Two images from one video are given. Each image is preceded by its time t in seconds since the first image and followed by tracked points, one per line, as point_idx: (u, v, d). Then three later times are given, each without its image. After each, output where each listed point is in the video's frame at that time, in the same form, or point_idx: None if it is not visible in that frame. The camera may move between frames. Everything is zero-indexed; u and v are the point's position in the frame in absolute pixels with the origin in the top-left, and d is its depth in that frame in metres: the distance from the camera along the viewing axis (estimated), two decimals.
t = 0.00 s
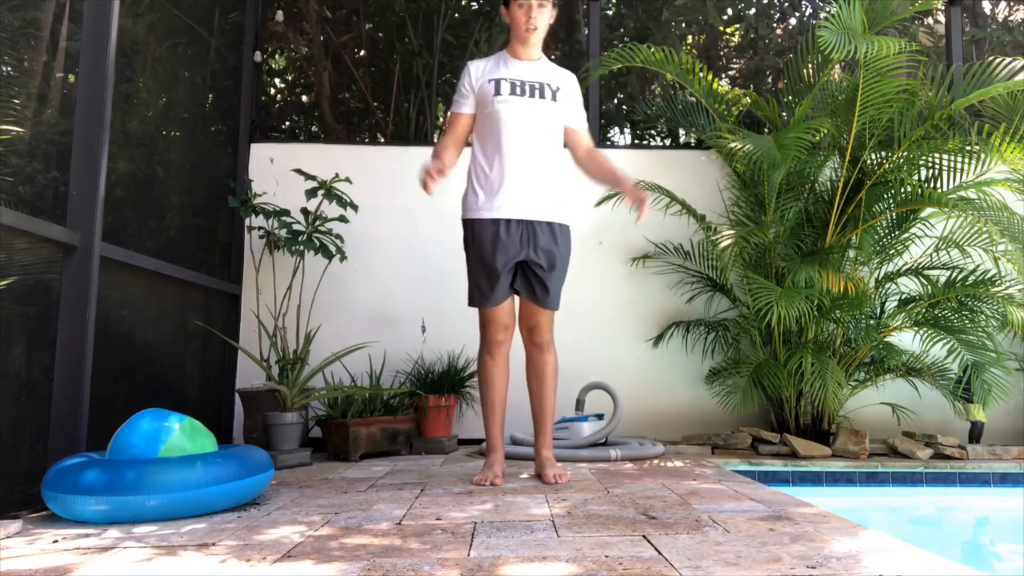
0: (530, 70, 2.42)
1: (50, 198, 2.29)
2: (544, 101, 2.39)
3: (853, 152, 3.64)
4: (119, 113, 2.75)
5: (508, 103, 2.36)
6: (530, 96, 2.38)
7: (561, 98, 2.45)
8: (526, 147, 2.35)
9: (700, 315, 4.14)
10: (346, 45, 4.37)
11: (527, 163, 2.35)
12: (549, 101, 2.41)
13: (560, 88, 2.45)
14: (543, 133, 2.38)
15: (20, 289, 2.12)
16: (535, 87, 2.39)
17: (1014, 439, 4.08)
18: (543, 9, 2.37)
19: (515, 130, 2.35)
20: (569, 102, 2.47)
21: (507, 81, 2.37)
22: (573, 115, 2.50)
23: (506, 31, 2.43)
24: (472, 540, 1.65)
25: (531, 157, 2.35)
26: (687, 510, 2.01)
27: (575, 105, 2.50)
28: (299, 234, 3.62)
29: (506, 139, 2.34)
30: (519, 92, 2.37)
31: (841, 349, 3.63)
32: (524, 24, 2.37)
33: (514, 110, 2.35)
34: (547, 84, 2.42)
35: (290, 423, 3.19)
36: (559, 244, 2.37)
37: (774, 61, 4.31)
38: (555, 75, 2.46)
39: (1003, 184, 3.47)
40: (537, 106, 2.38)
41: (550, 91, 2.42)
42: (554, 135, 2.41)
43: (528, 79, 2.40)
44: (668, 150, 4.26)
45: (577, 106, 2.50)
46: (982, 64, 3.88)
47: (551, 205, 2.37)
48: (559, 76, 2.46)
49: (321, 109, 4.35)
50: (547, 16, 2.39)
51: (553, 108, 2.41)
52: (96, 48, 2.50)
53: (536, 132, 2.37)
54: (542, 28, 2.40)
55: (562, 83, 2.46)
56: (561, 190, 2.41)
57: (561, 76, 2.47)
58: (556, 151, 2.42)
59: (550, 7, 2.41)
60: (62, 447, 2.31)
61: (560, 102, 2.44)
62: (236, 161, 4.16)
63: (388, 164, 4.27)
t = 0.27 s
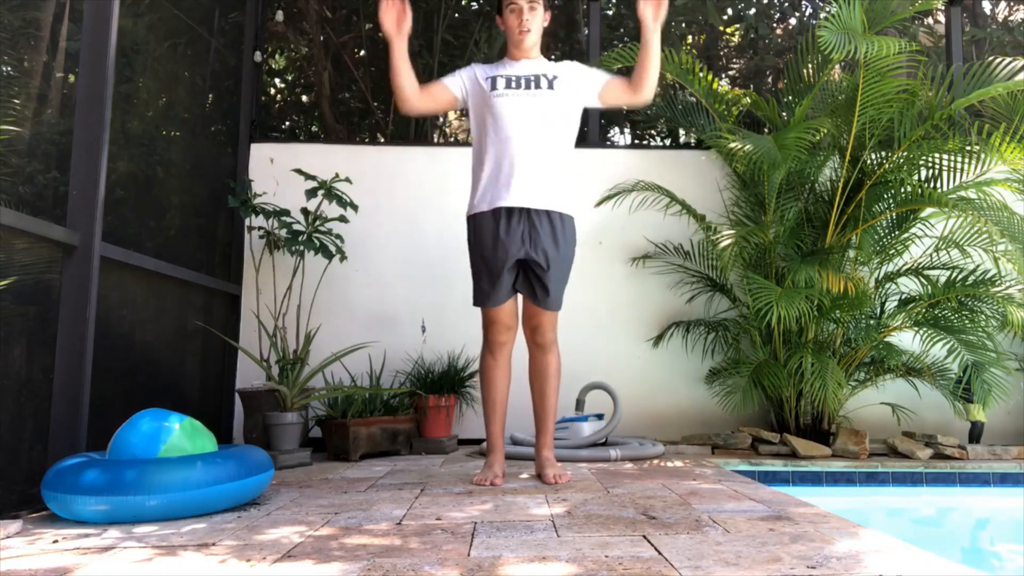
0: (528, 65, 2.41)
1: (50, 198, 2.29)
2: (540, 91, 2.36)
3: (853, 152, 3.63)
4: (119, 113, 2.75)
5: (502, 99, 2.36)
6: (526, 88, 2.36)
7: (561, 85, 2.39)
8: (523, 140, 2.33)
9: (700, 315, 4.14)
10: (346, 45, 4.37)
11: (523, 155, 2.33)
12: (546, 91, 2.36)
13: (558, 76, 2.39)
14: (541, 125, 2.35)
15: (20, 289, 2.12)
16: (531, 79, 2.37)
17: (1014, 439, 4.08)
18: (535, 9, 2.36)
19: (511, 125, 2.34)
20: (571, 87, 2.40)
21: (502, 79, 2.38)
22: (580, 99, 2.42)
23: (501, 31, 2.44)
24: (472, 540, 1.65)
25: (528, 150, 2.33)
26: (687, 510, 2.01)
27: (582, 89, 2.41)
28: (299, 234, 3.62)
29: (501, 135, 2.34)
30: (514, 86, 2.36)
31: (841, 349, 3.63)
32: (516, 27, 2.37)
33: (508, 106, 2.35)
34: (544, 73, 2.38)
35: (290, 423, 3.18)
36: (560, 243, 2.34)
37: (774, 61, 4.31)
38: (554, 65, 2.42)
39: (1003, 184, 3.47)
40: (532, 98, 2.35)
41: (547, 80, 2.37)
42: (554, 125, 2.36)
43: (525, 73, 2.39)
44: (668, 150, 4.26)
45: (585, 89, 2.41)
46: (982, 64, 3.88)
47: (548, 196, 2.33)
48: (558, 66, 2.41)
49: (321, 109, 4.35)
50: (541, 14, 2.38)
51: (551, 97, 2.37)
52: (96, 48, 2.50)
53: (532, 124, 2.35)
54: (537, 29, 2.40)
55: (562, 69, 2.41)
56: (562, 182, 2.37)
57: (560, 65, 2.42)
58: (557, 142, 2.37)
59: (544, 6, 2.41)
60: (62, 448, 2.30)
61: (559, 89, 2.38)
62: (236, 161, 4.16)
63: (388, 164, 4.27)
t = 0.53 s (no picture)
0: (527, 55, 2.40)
1: (50, 198, 2.29)
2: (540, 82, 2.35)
3: (854, 151, 3.63)
4: (119, 113, 2.75)
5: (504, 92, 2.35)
6: (526, 78, 2.35)
7: (560, 74, 2.38)
8: (523, 132, 2.33)
9: (700, 315, 4.14)
10: (346, 45, 4.37)
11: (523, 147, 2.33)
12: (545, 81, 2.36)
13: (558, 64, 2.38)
14: (541, 116, 2.35)
15: (20, 290, 2.12)
16: (531, 69, 2.36)
17: (1014, 439, 4.07)
18: (536, 11, 2.38)
19: (511, 116, 2.33)
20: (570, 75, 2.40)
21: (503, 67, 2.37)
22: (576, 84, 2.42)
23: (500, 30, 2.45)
24: (472, 540, 1.65)
25: (528, 142, 2.33)
26: (687, 510, 2.01)
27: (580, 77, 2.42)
28: (299, 234, 3.62)
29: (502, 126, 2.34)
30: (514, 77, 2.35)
31: (841, 349, 3.63)
32: (516, 28, 2.38)
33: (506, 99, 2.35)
34: (543, 62, 2.38)
35: (290, 423, 3.18)
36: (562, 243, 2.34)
37: (774, 61, 4.31)
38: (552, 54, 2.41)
39: (1003, 184, 3.47)
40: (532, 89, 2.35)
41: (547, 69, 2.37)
42: (554, 116, 2.36)
43: (525, 63, 2.38)
44: (668, 150, 4.26)
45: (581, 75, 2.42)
46: (982, 64, 3.88)
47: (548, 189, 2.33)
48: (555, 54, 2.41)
49: (321, 109, 4.35)
50: (541, 17, 2.40)
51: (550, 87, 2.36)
52: (96, 48, 2.50)
53: (532, 115, 2.34)
54: (537, 32, 2.40)
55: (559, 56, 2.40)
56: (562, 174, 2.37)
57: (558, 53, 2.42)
58: (557, 133, 2.37)
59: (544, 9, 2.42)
60: (62, 447, 2.30)
61: (558, 79, 2.38)
62: (236, 161, 4.15)
63: (388, 164, 4.27)
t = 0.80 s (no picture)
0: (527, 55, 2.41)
1: (50, 198, 2.29)
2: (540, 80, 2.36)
3: (853, 151, 3.63)
4: (119, 113, 2.74)
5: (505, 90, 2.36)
6: (526, 78, 2.36)
7: (560, 73, 2.39)
8: (523, 132, 2.34)
9: (700, 315, 4.14)
10: (346, 45, 4.37)
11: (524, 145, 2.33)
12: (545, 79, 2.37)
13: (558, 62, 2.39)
14: (541, 116, 2.35)
15: (20, 289, 2.12)
16: (532, 68, 2.37)
17: (1014, 439, 4.07)
18: (538, 16, 2.39)
19: (512, 116, 2.34)
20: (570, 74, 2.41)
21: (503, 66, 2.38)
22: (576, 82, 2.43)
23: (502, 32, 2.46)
24: (472, 540, 1.65)
25: (528, 142, 2.33)
26: (687, 510, 2.01)
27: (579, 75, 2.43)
28: (299, 234, 3.62)
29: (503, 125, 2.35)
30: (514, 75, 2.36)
31: (841, 349, 3.63)
32: (518, 32, 2.39)
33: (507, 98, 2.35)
34: (543, 62, 2.38)
35: (290, 423, 3.18)
36: (563, 242, 2.33)
37: (774, 61, 4.31)
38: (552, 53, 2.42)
39: (1003, 184, 3.47)
40: (532, 88, 2.36)
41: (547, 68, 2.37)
42: (554, 116, 2.37)
43: (527, 62, 2.39)
44: (668, 150, 4.26)
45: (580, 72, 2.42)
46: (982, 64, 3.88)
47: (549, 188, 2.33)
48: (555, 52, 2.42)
49: (321, 109, 4.35)
50: (543, 21, 2.42)
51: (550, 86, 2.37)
52: (96, 48, 2.50)
53: (532, 114, 2.35)
54: (539, 36, 2.41)
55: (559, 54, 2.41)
56: (563, 172, 2.37)
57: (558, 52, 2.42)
58: (556, 133, 2.37)
59: (546, 14, 2.43)
60: (62, 447, 2.30)
61: (558, 78, 2.38)
62: (236, 161, 4.15)
63: (388, 164, 4.27)
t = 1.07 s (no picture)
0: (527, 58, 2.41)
1: (49, 198, 2.29)
2: (540, 83, 2.36)
3: (854, 151, 3.64)
4: (119, 113, 2.74)
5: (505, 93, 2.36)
6: (526, 80, 2.36)
7: (561, 76, 2.39)
8: (523, 134, 2.33)
9: (700, 315, 4.14)
10: (346, 45, 4.37)
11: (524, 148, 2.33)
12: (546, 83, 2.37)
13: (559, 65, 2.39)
14: (541, 118, 2.35)
15: (20, 289, 2.12)
16: (532, 71, 2.37)
17: (1014, 439, 4.07)
18: (540, 16, 2.40)
19: (512, 118, 2.34)
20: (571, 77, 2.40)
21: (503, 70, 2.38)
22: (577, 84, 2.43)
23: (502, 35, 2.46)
24: (472, 540, 1.65)
25: (527, 144, 2.33)
26: (687, 510, 2.01)
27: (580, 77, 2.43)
28: (299, 234, 3.62)
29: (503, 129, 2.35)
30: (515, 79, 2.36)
31: (841, 349, 3.63)
32: (519, 32, 2.40)
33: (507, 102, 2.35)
34: (543, 64, 2.38)
35: (290, 423, 3.18)
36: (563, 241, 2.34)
37: (774, 61, 4.31)
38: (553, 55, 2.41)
39: (1003, 184, 3.47)
40: (533, 91, 2.36)
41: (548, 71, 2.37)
42: (554, 119, 2.37)
43: (527, 65, 2.39)
44: (668, 150, 4.26)
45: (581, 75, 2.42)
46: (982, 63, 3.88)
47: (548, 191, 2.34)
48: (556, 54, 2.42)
49: (321, 109, 4.35)
50: (544, 22, 2.42)
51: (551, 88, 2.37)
52: (96, 48, 2.50)
53: (532, 117, 2.35)
54: (541, 36, 2.42)
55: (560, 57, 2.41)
56: (562, 175, 2.37)
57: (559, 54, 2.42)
58: (556, 134, 2.37)
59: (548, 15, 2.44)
60: (61, 447, 2.30)
61: (558, 80, 2.38)
62: (236, 161, 4.15)
63: (388, 164, 4.27)
